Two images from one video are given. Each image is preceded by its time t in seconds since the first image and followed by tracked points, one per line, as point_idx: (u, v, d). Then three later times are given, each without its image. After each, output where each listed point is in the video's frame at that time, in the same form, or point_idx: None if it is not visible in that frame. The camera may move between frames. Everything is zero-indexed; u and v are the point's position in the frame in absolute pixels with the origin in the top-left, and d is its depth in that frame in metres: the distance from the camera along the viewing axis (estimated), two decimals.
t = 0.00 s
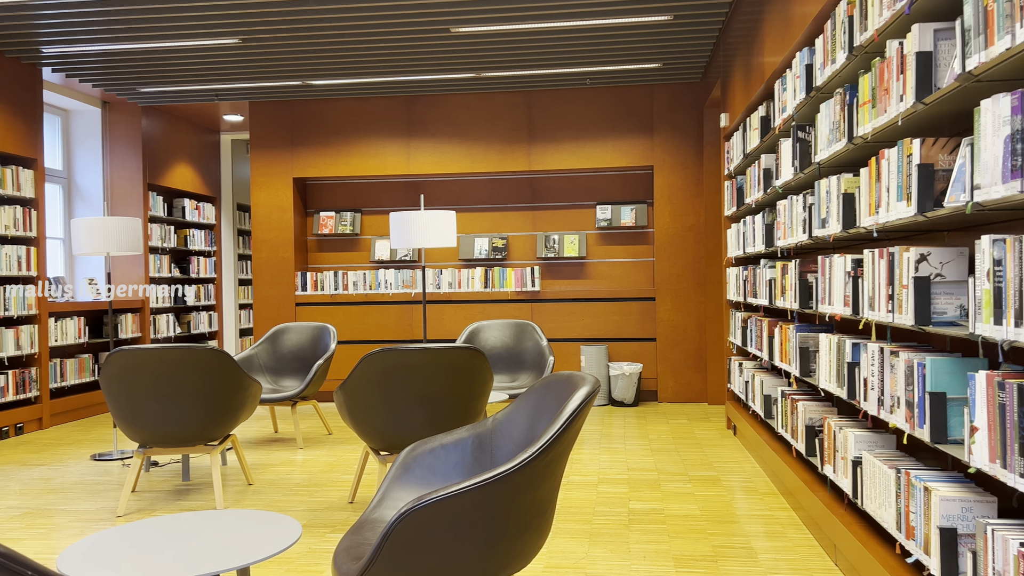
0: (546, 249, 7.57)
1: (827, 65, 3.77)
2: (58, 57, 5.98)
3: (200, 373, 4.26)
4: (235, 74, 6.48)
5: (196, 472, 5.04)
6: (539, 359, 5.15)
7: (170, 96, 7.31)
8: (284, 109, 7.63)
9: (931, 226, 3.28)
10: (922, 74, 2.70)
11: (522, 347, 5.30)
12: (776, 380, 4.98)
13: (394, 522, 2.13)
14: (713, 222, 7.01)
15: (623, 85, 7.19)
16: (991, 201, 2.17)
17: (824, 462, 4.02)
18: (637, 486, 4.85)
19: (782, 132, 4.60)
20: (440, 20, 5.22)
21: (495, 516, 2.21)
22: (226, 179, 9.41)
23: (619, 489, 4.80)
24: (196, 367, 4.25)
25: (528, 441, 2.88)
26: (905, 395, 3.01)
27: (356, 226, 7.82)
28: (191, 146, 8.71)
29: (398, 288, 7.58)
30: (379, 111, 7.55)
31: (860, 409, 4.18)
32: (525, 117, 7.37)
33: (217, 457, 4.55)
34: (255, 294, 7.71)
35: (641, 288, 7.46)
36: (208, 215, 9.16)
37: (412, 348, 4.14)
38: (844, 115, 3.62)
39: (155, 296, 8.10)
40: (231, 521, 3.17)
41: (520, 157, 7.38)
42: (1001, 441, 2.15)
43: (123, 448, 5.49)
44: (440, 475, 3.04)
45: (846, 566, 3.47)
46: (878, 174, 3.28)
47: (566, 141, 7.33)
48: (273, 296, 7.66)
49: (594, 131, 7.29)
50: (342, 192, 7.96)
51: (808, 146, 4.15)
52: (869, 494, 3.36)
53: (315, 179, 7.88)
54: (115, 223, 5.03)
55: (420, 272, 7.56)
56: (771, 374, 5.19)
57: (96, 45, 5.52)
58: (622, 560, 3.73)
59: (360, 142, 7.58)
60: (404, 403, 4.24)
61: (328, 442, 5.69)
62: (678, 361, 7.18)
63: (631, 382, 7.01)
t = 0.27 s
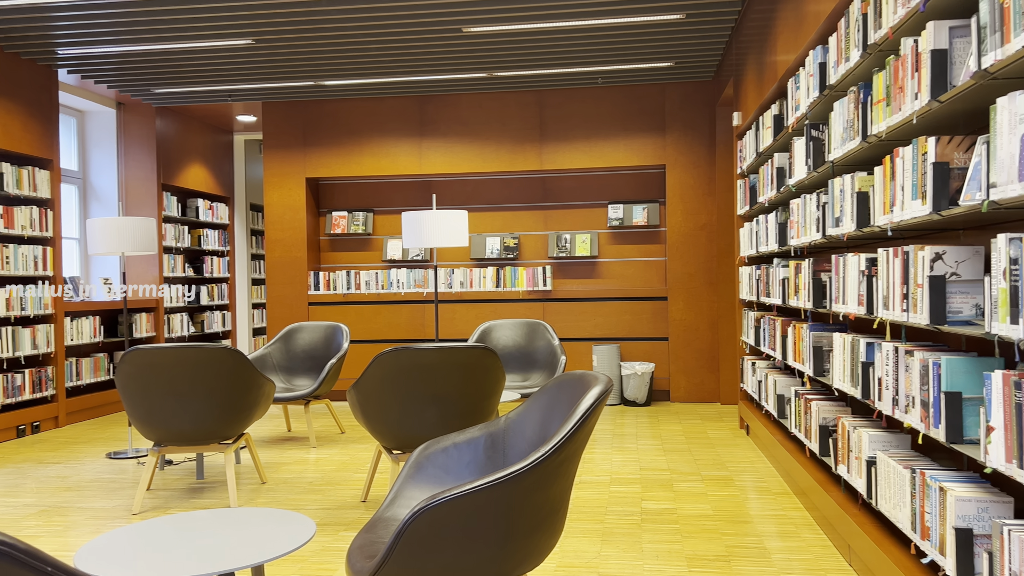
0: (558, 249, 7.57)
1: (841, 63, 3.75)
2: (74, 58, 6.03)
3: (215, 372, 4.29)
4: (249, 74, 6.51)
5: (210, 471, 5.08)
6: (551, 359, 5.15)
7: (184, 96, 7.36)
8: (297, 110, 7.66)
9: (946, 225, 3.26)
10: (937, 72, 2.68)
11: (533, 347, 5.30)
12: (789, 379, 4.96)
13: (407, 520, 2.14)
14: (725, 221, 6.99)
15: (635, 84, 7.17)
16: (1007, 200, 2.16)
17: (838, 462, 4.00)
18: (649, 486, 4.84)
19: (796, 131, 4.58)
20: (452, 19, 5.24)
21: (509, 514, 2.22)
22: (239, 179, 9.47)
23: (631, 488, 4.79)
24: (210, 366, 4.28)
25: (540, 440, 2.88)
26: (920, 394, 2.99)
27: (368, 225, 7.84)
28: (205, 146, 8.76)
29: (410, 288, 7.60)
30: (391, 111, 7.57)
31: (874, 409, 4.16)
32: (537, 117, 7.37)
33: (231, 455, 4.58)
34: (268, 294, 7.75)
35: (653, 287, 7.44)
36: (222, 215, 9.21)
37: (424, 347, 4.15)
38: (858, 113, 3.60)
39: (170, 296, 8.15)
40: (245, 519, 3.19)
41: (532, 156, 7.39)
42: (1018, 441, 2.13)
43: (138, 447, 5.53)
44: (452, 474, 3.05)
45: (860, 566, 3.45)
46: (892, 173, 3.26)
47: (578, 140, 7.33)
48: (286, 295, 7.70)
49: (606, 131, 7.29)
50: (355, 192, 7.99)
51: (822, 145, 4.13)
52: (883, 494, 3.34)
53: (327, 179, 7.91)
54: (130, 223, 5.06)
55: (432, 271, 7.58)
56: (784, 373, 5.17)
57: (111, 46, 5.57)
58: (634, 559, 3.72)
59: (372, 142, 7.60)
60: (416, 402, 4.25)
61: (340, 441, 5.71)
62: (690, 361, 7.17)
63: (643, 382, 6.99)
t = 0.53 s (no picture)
0: (570, 248, 7.56)
1: (855, 62, 3.73)
2: (89, 60, 6.08)
3: (229, 371, 4.31)
4: (262, 75, 6.54)
5: (224, 469, 5.10)
6: (563, 358, 5.14)
7: (197, 97, 7.40)
8: (310, 110, 7.69)
9: (962, 224, 3.23)
10: (953, 70, 2.66)
11: (545, 347, 5.30)
12: (803, 380, 4.94)
13: (421, 519, 2.14)
14: (738, 220, 6.96)
15: (647, 83, 7.16)
16: None
17: (852, 462, 3.98)
18: (662, 486, 4.83)
19: (810, 130, 4.56)
20: (464, 19, 5.24)
21: (522, 513, 2.22)
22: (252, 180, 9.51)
23: (644, 489, 4.78)
24: (224, 365, 4.30)
25: (553, 440, 2.88)
26: (936, 395, 2.97)
27: (380, 225, 7.86)
28: (219, 147, 8.81)
29: (423, 288, 7.61)
30: (403, 111, 7.59)
31: (889, 409, 4.13)
32: (549, 116, 7.37)
33: (245, 454, 4.60)
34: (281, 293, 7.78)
35: (665, 286, 7.43)
36: (235, 215, 9.25)
37: (437, 347, 4.16)
38: (873, 111, 3.58)
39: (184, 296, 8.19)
40: (260, 517, 3.20)
41: (543, 155, 7.39)
42: None
43: (152, 445, 5.57)
44: (465, 473, 3.05)
45: (875, 567, 3.43)
46: (907, 172, 3.24)
47: (590, 140, 7.32)
48: (299, 295, 7.73)
49: (618, 130, 7.27)
50: (367, 192, 8.01)
51: (836, 144, 4.10)
52: (899, 495, 3.31)
53: (340, 179, 7.93)
54: (145, 223, 5.09)
55: (444, 271, 7.59)
56: (798, 373, 5.14)
57: (126, 48, 5.61)
58: (647, 559, 3.71)
59: (385, 142, 7.62)
60: (429, 401, 4.26)
61: (353, 440, 5.72)
62: (703, 361, 7.14)
63: (655, 382, 6.98)
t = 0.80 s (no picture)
0: (582, 248, 7.56)
1: (870, 60, 3.71)
2: (104, 61, 6.13)
3: (244, 370, 4.34)
4: (276, 75, 6.57)
5: (238, 468, 5.13)
6: (576, 358, 5.14)
7: (212, 98, 7.45)
8: (323, 111, 7.72)
9: (979, 223, 3.21)
10: (970, 68, 2.64)
11: (558, 346, 5.30)
12: (817, 380, 4.92)
13: (435, 518, 2.15)
14: (752, 220, 6.93)
15: (660, 82, 7.15)
16: None
17: (867, 463, 3.95)
18: (675, 486, 4.82)
19: (824, 128, 4.54)
20: (477, 19, 5.25)
21: (535, 513, 2.22)
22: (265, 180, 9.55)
23: (657, 489, 4.77)
24: (239, 364, 4.32)
25: (567, 439, 2.88)
26: (952, 395, 2.95)
27: (393, 225, 7.88)
28: (233, 147, 8.85)
29: (435, 287, 7.63)
30: (416, 111, 7.60)
31: (905, 409, 4.11)
32: (561, 116, 7.37)
33: (259, 453, 4.62)
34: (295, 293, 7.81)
35: (678, 286, 7.41)
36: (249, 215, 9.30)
37: (450, 347, 4.16)
38: (889, 110, 3.56)
39: (198, 295, 8.23)
40: (275, 515, 3.22)
41: (556, 155, 7.39)
42: None
43: (167, 444, 5.60)
44: (479, 472, 3.05)
45: (890, 569, 3.40)
46: (923, 170, 3.22)
47: (603, 139, 7.31)
48: (312, 294, 7.76)
49: (631, 129, 7.26)
50: (380, 192, 8.03)
51: (851, 142, 4.08)
52: (915, 495, 3.29)
53: (353, 179, 7.96)
54: (160, 224, 5.13)
55: (457, 271, 7.60)
56: (812, 373, 5.12)
57: (141, 49, 5.65)
58: (661, 559, 3.70)
59: (397, 142, 7.64)
60: (442, 401, 4.27)
61: (366, 439, 5.74)
62: (716, 361, 7.12)
63: (667, 382, 6.96)
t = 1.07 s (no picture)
0: (595, 247, 7.55)
1: (886, 58, 3.68)
2: (120, 62, 6.18)
3: (258, 369, 4.36)
4: (290, 76, 6.60)
5: (252, 467, 5.15)
6: (588, 358, 5.13)
7: (226, 99, 7.49)
8: (336, 111, 7.75)
9: (996, 221, 3.18)
10: (987, 65, 2.61)
11: (570, 346, 5.29)
12: (832, 380, 4.89)
13: (448, 517, 2.15)
14: (765, 219, 6.90)
15: (673, 81, 7.13)
16: None
17: (883, 463, 3.93)
18: (689, 486, 4.80)
19: (839, 127, 4.51)
20: (490, 19, 5.25)
21: (549, 513, 2.22)
22: (279, 180, 9.59)
23: (670, 489, 4.76)
24: (253, 363, 4.34)
25: (580, 439, 2.88)
26: (969, 395, 2.92)
27: (406, 225, 7.90)
28: (247, 148, 8.90)
29: (447, 287, 7.64)
30: (429, 111, 7.62)
31: (920, 410, 4.08)
32: (574, 115, 7.36)
33: (273, 451, 4.64)
34: (308, 293, 7.84)
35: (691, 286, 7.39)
36: (263, 215, 9.34)
37: (463, 346, 4.16)
38: (905, 108, 3.53)
39: (212, 295, 8.27)
40: (289, 514, 3.23)
41: (568, 155, 7.38)
42: None
43: (181, 443, 5.64)
44: (492, 471, 3.05)
45: (906, 570, 3.38)
46: (940, 169, 3.19)
47: (616, 139, 7.30)
48: (325, 294, 7.79)
49: (644, 129, 7.25)
50: (393, 192, 8.06)
51: (866, 141, 4.06)
52: (931, 496, 3.27)
53: (366, 179, 7.99)
54: (175, 224, 5.16)
55: (469, 271, 7.61)
56: (826, 373, 5.09)
57: (156, 50, 5.69)
58: (674, 560, 3.69)
59: (410, 142, 7.65)
60: (455, 400, 4.27)
61: (379, 439, 5.75)
62: (730, 361, 7.10)
63: (680, 382, 6.94)
